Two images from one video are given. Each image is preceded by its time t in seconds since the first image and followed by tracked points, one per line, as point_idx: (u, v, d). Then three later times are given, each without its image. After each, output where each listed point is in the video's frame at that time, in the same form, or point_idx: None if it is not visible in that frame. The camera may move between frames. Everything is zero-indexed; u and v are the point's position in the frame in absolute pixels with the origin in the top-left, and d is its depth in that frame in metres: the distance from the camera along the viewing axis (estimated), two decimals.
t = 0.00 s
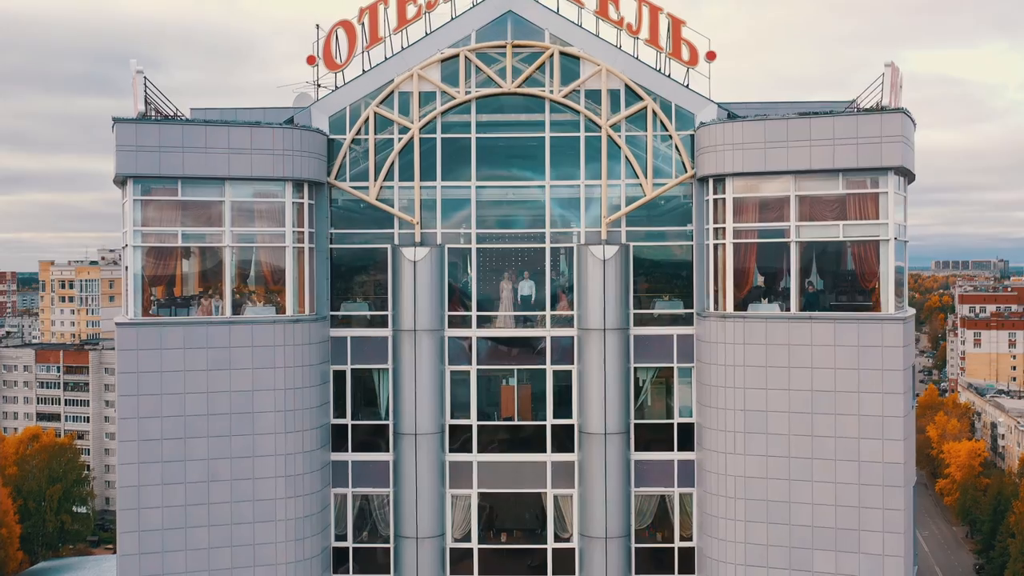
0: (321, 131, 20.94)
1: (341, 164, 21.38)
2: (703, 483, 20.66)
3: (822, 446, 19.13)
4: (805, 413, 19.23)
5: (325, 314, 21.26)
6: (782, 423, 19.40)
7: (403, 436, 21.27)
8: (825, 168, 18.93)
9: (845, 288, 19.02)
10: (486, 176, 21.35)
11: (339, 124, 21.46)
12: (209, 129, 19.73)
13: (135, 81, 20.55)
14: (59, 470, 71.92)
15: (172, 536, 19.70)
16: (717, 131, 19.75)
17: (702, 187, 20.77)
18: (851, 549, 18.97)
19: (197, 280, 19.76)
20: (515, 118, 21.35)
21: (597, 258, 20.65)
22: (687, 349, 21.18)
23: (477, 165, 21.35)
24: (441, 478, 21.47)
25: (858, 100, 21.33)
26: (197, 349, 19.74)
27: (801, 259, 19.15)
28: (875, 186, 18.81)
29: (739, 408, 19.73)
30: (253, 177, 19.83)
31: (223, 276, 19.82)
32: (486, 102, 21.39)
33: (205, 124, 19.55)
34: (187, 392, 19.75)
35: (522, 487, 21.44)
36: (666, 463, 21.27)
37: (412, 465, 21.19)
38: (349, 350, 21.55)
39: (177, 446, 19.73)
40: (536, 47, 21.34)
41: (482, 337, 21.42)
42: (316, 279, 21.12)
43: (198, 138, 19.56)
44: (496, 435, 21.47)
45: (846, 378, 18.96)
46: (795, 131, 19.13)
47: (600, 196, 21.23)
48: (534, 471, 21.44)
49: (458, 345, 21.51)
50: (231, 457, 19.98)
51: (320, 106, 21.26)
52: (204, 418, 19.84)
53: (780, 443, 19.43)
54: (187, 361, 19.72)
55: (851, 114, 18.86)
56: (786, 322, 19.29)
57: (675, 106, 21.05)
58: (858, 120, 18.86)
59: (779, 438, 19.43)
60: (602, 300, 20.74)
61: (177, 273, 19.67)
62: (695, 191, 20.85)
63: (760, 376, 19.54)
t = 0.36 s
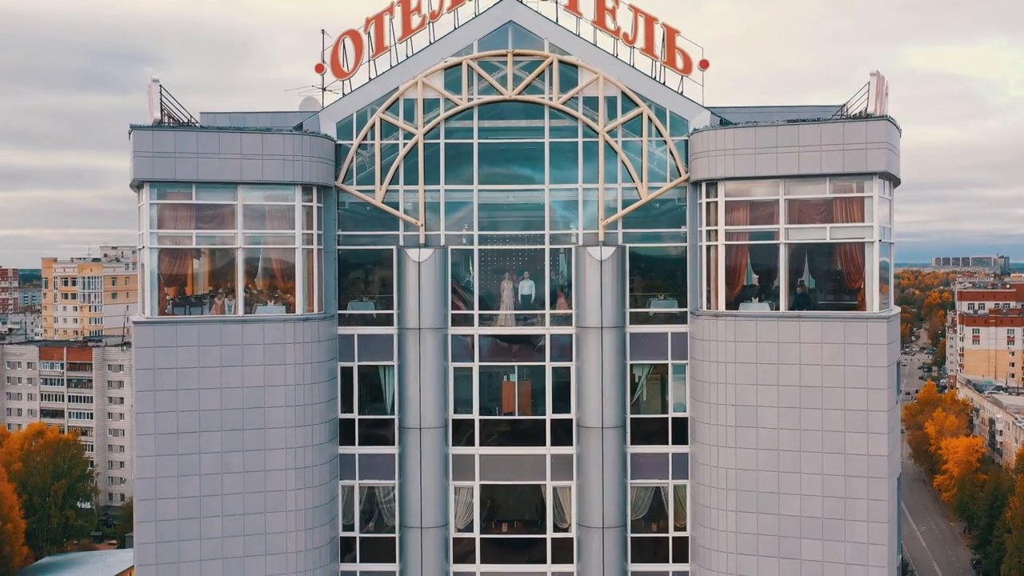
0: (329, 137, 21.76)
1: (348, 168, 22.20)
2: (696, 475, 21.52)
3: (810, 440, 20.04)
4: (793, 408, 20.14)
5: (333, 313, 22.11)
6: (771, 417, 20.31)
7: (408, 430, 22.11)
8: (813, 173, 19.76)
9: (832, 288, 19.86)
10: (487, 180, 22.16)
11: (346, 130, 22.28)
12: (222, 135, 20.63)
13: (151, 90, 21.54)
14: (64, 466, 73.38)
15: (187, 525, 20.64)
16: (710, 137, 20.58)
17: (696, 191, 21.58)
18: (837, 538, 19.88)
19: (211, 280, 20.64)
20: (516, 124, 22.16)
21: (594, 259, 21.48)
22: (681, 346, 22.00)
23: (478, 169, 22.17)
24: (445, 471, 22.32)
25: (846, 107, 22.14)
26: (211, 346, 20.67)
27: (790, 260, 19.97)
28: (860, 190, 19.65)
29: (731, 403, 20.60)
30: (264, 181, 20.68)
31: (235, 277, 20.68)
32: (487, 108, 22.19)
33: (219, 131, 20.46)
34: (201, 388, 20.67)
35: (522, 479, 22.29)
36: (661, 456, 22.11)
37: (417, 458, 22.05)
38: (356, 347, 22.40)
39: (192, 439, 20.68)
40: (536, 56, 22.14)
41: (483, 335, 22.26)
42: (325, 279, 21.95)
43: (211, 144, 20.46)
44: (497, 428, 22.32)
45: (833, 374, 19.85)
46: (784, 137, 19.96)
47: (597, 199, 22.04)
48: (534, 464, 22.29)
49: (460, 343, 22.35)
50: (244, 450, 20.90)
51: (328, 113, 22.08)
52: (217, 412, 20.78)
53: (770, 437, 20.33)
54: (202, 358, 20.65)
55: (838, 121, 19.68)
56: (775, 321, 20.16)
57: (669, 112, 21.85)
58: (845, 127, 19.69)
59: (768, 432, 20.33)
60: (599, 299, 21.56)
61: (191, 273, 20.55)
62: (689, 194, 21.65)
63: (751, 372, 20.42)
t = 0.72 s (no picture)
0: (337, 141, 22.56)
1: (355, 171, 23.00)
2: (690, 467, 22.38)
3: (799, 433, 20.92)
4: (783, 402, 21.00)
5: (341, 310, 22.93)
6: (762, 411, 21.18)
7: (413, 424, 23.00)
8: (802, 177, 20.58)
9: (821, 287, 20.69)
10: (490, 183, 22.96)
11: (353, 134, 23.08)
12: (234, 139, 21.37)
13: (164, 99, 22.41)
14: (69, 460, 74.45)
15: (201, 515, 21.53)
16: (704, 142, 21.38)
17: (690, 193, 22.36)
18: (825, 527, 20.76)
19: (224, 279, 21.50)
20: (517, 128, 22.95)
21: (592, 258, 22.33)
22: (677, 343, 22.81)
23: (481, 172, 22.96)
24: (449, 463, 23.16)
25: (836, 113, 22.93)
26: (225, 343, 21.54)
27: (780, 260, 20.78)
28: (848, 194, 20.48)
29: (723, 397, 21.45)
30: (275, 184, 21.49)
31: (247, 276, 21.52)
32: (489, 113, 22.98)
33: (231, 136, 21.19)
34: (215, 383, 21.56)
35: (523, 471, 23.13)
36: (656, 449, 22.94)
37: (422, 451, 22.92)
38: (363, 344, 23.21)
39: (206, 432, 21.57)
40: (536, 63, 22.93)
41: (486, 332, 23.06)
42: (333, 278, 22.76)
43: (224, 148, 21.23)
44: (499, 422, 23.14)
45: (821, 370, 20.71)
46: (774, 142, 20.77)
47: (595, 201, 22.83)
48: (534, 456, 23.12)
49: (463, 340, 23.15)
50: (256, 442, 21.78)
51: (336, 118, 22.88)
52: (230, 406, 21.65)
53: (761, 430, 21.21)
54: (215, 354, 21.53)
55: (826, 127, 20.51)
56: (766, 319, 21.00)
57: (665, 117, 22.65)
58: (833, 132, 20.52)
59: (759, 425, 21.21)
60: (597, 297, 22.43)
61: (205, 273, 21.41)
62: (684, 197, 22.43)
63: (742, 368, 21.27)
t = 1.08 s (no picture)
0: (344, 145, 23.34)
1: (362, 174, 23.78)
2: (685, 460, 23.20)
3: (789, 427, 21.74)
4: (774, 397, 21.84)
5: (348, 308, 23.71)
6: (754, 406, 22.01)
7: (418, 418, 23.79)
8: (794, 181, 21.36)
9: (811, 287, 21.49)
10: (492, 185, 23.71)
11: (360, 138, 23.86)
12: (246, 144, 22.23)
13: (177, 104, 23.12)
14: (73, 455, 75.33)
15: (214, 505, 22.40)
16: (699, 146, 22.15)
17: (686, 196, 23.11)
18: (815, 517, 21.59)
19: (236, 278, 22.33)
20: (519, 132, 23.70)
21: (591, 259, 23.15)
22: (672, 340, 23.61)
23: (483, 175, 23.71)
24: (452, 456, 23.97)
25: (827, 118, 23.70)
26: (236, 340, 22.40)
27: (772, 260, 21.56)
28: (837, 197, 21.28)
29: (717, 392, 22.27)
30: (285, 187, 22.30)
31: (258, 276, 22.34)
32: (492, 118, 23.73)
33: (243, 140, 22.05)
34: (227, 378, 22.42)
35: (524, 464, 23.94)
36: (653, 442, 23.75)
37: (426, 444, 23.74)
38: (369, 341, 24.00)
39: (219, 425, 22.43)
40: (537, 69, 23.69)
41: (488, 329, 23.84)
42: (341, 277, 23.54)
43: (236, 152, 22.07)
44: (501, 417, 23.95)
45: (811, 366, 21.52)
46: (766, 147, 21.53)
47: (594, 203, 23.58)
48: (535, 449, 23.93)
49: (467, 337, 23.94)
50: (266, 435, 22.63)
51: (344, 122, 23.66)
52: (242, 400, 22.52)
53: (753, 424, 22.04)
54: (228, 351, 22.39)
55: (816, 133, 21.28)
56: (759, 317, 21.79)
57: (661, 122, 23.41)
58: (823, 138, 21.29)
59: (752, 419, 22.04)
60: (596, 296, 23.25)
61: (218, 272, 22.22)
62: (680, 199, 23.18)
63: (735, 364, 22.09)
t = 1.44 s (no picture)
0: (351, 147, 24.09)
1: (368, 175, 24.53)
2: (681, 453, 23.99)
3: (781, 421, 22.54)
4: (767, 392, 22.63)
5: (355, 306, 24.48)
6: (747, 401, 22.80)
7: (423, 412, 24.60)
8: (786, 184, 22.10)
9: (802, 286, 22.25)
10: (494, 187, 24.44)
11: (366, 141, 24.61)
12: (257, 148, 23.07)
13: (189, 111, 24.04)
14: (77, 449, 76.44)
15: (226, 496, 23.23)
16: (694, 150, 22.89)
17: (682, 197, 23.84)
18: (806, 508, 22.39)
19: (248, 277, 23.16)
20: (520, 136, 24.43)
21: (590, 258, 23.91)
22: (669, 337, 24.36)
23: (486, 177, 24.44)
24: (455, 449, 24.75)
25: (820, 121, 24.41)
26: (247, 337, 23.24)
27: (765, 260, 22.31)
28: (828, 199, 22.03)
29: (711, 388, 23.05)
30: (294, 189, 23.13)
31: (268, 275, 23.17)
32: (494, 121, 24.45)
33: (254, 144, 22.90)
34: (239, 373, 23.27)
35: (525, 457, 24.72)
36: (650, 436, 24.51)
37: (431, 438, 24.53)
38: (375, 338, 24.77)
39: (230, 419, 23.26)
40: (538, 74, 24.41)
41: (490, 327, 24.60)
42: (348, 276, 24.31)
43: (248, 156, 22.92)
44: (503, 411, 24.72)
45: (802, 362, 22.31)
46: (760, 151, 22.26)
47: (594, 204, 24.30)
48: (536, 443, 24.69)
49: (470, 334, 24.71)
50: (276, 429, 23.47)
51: (350, 126, 24.41)
52: (253, 394, 23.35)
53: (746, 418, 22.82)
54: (239, 347, 23.23)
55: (808, 137, 22.03)
56: (752, 315, 22.57)
57: (658, 125, 24.15)
58: (814, 142, 22.04)
59: (745, 414, 22.83)
60: (595, 294, 24.01)
61: (229, 271, 23.07)
62: (676, 201, 23.90)
63: (729, 360, 22.87)
